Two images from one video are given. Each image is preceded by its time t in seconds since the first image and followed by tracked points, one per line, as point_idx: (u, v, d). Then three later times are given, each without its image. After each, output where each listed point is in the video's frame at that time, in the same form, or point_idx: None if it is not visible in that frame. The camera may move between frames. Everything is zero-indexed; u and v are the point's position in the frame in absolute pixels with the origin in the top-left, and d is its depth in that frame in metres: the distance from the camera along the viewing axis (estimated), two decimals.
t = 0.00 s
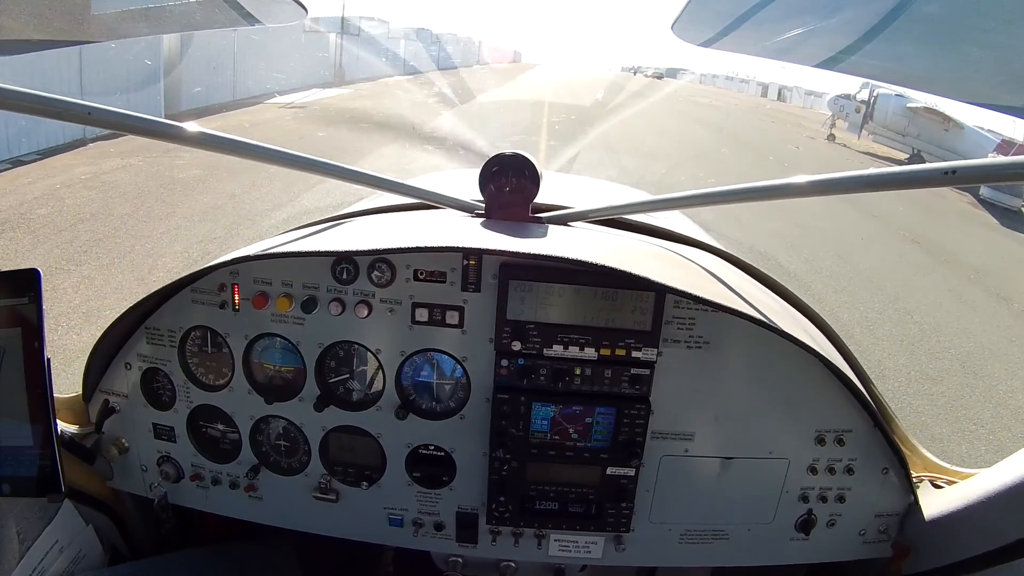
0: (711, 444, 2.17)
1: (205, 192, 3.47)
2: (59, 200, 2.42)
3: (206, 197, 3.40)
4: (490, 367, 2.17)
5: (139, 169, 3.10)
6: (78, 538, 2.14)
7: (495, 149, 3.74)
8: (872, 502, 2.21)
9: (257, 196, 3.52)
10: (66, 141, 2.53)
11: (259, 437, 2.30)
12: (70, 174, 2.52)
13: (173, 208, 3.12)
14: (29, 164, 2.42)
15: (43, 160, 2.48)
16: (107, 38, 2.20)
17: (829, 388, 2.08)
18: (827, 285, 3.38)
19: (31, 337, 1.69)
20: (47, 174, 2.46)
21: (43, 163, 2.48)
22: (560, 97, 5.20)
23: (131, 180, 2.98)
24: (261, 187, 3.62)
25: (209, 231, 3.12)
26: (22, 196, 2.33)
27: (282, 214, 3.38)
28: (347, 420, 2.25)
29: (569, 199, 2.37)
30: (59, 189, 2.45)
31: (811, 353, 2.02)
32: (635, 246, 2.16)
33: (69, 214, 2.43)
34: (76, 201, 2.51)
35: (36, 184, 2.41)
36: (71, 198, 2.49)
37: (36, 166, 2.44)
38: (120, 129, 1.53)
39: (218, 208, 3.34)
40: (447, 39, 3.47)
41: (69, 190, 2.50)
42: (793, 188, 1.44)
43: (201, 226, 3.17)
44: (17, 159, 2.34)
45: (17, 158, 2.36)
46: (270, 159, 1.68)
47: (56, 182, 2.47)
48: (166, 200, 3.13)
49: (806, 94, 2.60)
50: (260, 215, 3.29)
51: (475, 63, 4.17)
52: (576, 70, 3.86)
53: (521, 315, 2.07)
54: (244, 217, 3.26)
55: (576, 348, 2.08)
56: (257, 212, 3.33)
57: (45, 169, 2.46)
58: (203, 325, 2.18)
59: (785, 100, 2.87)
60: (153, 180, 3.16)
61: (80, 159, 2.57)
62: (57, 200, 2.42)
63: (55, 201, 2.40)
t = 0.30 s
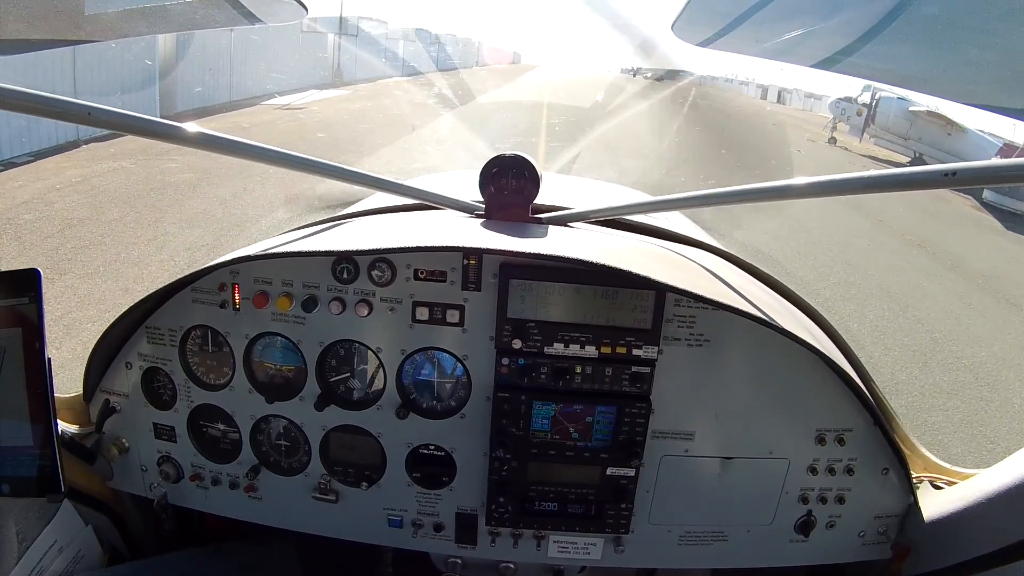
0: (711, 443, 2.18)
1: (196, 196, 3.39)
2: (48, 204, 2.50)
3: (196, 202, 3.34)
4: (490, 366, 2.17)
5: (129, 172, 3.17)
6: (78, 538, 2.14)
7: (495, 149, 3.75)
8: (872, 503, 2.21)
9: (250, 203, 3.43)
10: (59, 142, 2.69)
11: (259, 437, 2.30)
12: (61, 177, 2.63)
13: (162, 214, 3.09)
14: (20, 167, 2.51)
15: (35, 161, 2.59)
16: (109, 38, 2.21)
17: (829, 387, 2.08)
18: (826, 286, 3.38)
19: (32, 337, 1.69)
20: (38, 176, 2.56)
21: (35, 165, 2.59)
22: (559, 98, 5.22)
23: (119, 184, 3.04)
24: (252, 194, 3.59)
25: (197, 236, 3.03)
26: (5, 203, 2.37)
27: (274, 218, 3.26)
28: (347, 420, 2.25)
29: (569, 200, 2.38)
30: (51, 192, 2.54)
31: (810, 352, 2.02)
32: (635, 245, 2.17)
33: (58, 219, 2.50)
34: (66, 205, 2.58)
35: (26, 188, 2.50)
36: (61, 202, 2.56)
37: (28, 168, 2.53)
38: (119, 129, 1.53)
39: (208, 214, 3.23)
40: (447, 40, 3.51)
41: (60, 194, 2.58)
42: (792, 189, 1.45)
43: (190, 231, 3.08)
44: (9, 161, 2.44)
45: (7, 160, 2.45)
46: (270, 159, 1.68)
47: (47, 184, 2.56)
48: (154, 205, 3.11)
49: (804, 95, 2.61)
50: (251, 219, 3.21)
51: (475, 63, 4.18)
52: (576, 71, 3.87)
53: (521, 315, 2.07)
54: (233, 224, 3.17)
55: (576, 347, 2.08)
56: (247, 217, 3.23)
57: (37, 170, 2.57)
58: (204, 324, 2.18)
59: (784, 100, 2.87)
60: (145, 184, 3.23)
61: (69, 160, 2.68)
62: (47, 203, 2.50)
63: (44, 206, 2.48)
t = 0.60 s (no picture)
0: (711, 443, 2.17)
1: (188, 198, 3.41)
2: (39, 207, 2.42)
3: (188, 204, 3.36)
4: (490, 366, 2.17)
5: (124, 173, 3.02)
6: (79, 538, 2.14)
7: (495, 148, 3.75)
8: (872, 501, 2.21)
9: (245, 207, 3.50)
10: (55, 143, 2.65)
11: (260, 436, 2.30)
12: (55, 178, 2.56)
13: (153, 217, 3.07)
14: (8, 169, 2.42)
15: (31, 162, 2.54)
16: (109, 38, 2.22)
17: (830, 387, 2.08)
18: (826, 285, 3.38)
19: (32, 338, 1.69)
20: (30, 177, 2.49)
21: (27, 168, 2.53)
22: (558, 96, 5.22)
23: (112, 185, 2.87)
24: (247, 196, 3.71)
25: (189, 243, 3.05)
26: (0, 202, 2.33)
27: (270, 224, 3.35)
28: (347, 420, 2.25)
29: (569, 200, 2.37)
30: (42, 194, 2.45)
31: (810, 353, 2.02)
32: (634, 246, 2.17)
33: (50, 223, 2.40)
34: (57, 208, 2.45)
35: (17, 191, 2.41)
36: (52, 204, 2.46)
37: (22, 169, 2.49)
38: (119, 128, 1.52)
39: (196, 218, 3.29)
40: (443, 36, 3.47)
41: (51, 196, 2.47)
42: (793, 189, 1.44)
43: (181, 237, 3.09)
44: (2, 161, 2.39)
45: (3, 160, 2.41)
46: (270, 159, 1.68)
47: (40, 187, 2.48)
48: (145, 207, 3.07)
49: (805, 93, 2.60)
50: (245, 224, 3.29)
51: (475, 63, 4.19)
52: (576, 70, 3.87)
53: (521, 315, 2.07)
54: (228, 228, 3.25)
55: (576, 347, 2.08)
56: (245, 221, 3.34)
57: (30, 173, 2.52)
58: (204, 325, 2.18)
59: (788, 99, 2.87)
60: (140, 184, 3.16)
61: (65, 163, 2.62)
62: (37, 205, 2.43)
63: (35, 209, 2.40)
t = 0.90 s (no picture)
0: (711, 444, 2.17)
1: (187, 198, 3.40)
2: (28, 212, 2.34)
3: (179, 211, 3.15)
4: (490, 366, 2.17)
5: (115, 176, 2.83)
6: (79, 538, 2.14)
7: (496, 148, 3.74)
8: (872, 502, 2.21)
9: (237, 211, 3.33)
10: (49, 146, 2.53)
11: (260, 437, 2.30)
12: (45, 183, 2.46)
13: (144, 222, 2.90)
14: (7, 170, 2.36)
15: (23, 166, 2.42)
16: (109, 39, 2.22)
17: (829, 389, 2.08)
18: (826, 286, 3.39)
19: (32, 338, 1.69)
20: (22, 182, 2.40)
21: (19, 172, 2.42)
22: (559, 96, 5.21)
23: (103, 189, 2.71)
24: (241, 200, 3.57)
25: (178, 250, 2.86)
26: None
27: (261, 229, 3.16)
28: (347, 420, 2.25)
29: (569, 199, 2.37)
30: (32, 199, 2.36)
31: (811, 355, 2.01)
32: (634, 246, 2.16)
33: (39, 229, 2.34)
34: (47, 214, 2.36)
35: (7, 198, 2.29)
36: (42, 210, 2.36)
37: (13, 173, 2.37)
38: (121, 128, 1.53)
39: (191, 223, 3.11)
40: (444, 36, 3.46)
41: (42, 201, 2.38)
42: (792, 188, 1.44)
43: (171, 244, 2.93)
44: None
45: None
46: (271, 159, 1.68)
47: (32, 191, 2.38)
48: (136, 213, 2.87)
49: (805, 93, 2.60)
50: (237, 230, 3.12)
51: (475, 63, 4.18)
52: (577, 70, 3.86)
53: (521, 316, 2.07)
54: (221, 236, 3.08)
55: (575, 348, 2.08)
56: (235, 227, 3.14)
57: (23, 178, 2.42)
58: (204, 325, 2.18)
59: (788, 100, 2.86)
60: (127, 186, 2.87)
61: (59, 163, 2.56)
62: (27, 211, 2.35)
63: (24, 214, 2.33)
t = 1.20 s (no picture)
0: (711, 443, 2.17)
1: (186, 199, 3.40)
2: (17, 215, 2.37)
3: (168, 213, 3.00)
4: (490, 366, 2.17)
5: (109, 177, 2.75)
6: (79, 538, 2.14)
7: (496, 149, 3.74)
8: (872, 504, 2.21)
9: (229, 213, 3.17)
10: (43, 146, 2.46)
11: (259, 437, 2.30)
12: (37, 184, 2.41)
13: (134, 226, 2.75)
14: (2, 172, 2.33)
15: (15, 167, 2.36)
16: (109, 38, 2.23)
17: (829, 388, 2.08)
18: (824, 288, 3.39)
19: (32, 338, 1.69)
20: (12, 185, 2.36)
21: (10, 173, 2.38)
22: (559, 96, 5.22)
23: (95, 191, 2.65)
24: (232, 203, 3.48)
25: (164, 255, 2.76)
26: None
27: (253, 234, 3.00)
28: (347, 420, 2.25)
29: (569, 199, 2.38)
30: (22, 202, 2.38)
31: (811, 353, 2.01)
32: (633, 244, 2.16)
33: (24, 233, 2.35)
34: (37, 218, 2.39)
35: None
36: (32, 213, 2.39)
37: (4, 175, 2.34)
38: (120, 129, 1.53)
39: (183, 226, 2.99)
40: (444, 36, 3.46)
41: (32, 204, 2.39)
42: (793, 189, 1.45)
43: (160, 250, 2.81)
44: None
45: None
46: (271, 159, 1.68)
47: (22, 193, 2.37)
48: (126, 216, 2.76)
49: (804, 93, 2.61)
50: (227, 236, 2.98)
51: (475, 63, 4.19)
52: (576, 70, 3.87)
53: (521, 315, 2.07)
54: (212, 240, 2.94)
55: (576, 347, 2.08)
56: (225, 231, 3.00)
57: (14, 180, 2.38)
58: (204, 324, 2.18)
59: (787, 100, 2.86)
60: (120, 189, 2.78)
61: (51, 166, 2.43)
62: (17, 214, 2.38)
63: (13, 217, 2.37)
